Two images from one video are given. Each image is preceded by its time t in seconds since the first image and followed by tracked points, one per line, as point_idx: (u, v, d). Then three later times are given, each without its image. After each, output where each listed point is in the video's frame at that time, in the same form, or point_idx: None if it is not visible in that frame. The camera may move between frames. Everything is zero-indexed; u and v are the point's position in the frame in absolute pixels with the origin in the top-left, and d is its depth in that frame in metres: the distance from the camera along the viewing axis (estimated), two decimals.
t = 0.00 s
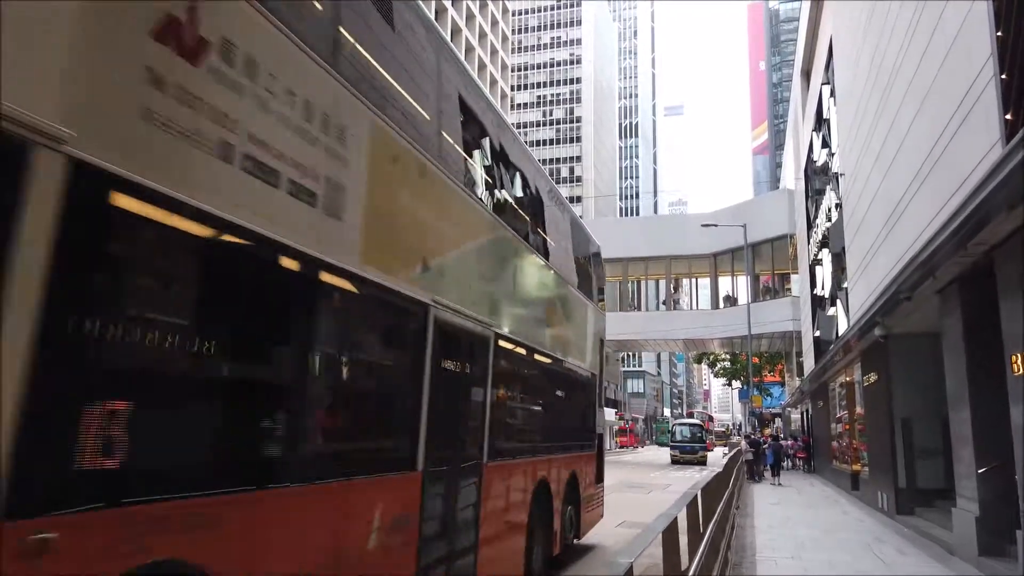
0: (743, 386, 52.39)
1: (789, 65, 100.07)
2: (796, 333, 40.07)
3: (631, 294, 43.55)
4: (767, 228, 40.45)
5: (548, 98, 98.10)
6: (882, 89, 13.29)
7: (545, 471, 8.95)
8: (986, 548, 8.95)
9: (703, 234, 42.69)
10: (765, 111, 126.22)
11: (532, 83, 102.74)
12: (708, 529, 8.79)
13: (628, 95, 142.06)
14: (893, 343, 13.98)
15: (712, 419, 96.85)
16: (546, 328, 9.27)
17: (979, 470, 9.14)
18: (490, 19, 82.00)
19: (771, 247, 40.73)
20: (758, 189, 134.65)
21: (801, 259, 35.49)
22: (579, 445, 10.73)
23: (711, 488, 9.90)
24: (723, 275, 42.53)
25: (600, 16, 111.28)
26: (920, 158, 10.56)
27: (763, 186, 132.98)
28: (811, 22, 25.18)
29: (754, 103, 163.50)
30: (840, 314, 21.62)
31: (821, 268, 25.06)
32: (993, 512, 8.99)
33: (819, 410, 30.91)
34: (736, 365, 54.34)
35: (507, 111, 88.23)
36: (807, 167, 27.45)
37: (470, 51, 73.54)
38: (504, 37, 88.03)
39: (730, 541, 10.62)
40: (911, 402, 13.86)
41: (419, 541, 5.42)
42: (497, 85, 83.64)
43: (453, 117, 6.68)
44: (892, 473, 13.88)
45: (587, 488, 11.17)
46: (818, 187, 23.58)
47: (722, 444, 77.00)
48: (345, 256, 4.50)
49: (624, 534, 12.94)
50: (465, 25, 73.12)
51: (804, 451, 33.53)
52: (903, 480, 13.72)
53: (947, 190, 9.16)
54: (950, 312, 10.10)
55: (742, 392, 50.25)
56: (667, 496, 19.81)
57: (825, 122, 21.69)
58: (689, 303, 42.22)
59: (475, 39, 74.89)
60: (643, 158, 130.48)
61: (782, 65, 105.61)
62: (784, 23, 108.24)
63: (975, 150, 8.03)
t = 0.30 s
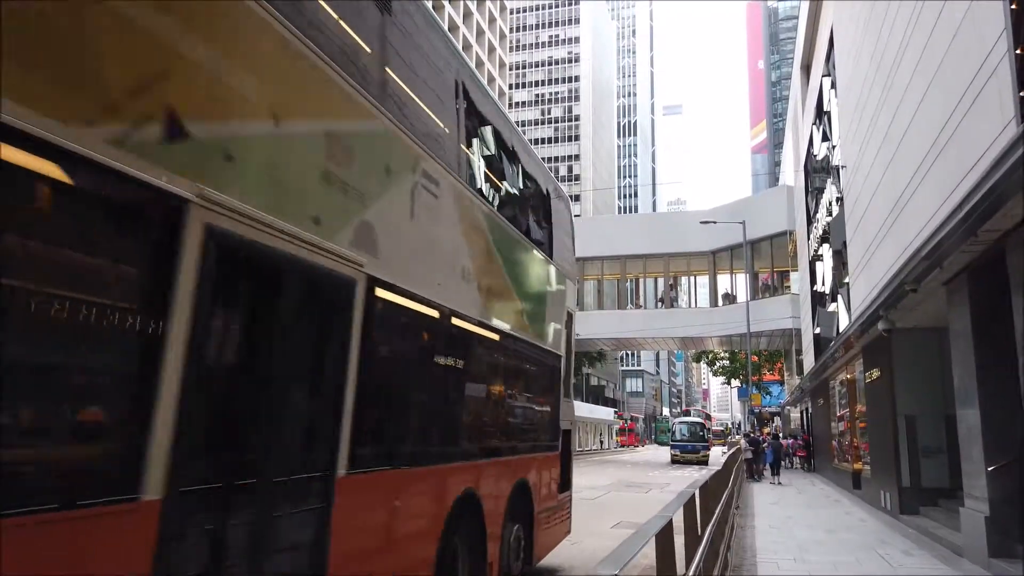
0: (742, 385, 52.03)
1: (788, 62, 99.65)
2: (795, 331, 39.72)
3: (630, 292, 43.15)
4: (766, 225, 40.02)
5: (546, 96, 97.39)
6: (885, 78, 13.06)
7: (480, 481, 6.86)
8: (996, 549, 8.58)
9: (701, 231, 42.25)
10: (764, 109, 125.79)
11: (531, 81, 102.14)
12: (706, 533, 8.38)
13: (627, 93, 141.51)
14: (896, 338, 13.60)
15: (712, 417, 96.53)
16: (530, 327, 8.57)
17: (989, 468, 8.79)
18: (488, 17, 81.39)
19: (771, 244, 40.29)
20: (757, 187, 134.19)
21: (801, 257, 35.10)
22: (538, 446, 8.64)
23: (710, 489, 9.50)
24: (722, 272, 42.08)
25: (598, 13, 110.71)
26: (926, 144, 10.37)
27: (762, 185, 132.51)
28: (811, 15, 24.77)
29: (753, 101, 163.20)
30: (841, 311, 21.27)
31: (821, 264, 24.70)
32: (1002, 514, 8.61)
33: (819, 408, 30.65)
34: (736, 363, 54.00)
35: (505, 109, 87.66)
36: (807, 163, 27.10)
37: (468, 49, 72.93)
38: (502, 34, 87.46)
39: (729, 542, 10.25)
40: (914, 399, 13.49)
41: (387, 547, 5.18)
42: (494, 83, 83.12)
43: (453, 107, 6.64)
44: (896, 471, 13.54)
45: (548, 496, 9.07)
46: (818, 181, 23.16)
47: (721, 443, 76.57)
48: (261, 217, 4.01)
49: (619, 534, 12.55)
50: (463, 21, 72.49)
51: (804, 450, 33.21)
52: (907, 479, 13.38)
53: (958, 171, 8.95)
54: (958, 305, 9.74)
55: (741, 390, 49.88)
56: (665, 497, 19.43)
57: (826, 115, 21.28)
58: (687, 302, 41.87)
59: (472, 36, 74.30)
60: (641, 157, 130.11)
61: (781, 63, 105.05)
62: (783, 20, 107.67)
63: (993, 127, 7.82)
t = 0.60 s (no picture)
0: (740, 385, 51.71)
1: (786, 61, 99.30)
2: (794, 330, 39.40)
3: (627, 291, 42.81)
4: (765, 223, 39.67)
5: (544, 96, 96.87)
6: (886, 68, 12.81)
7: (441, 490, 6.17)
8: (1005, 556, 8.32)
9: (699, 229, 41.88)
10: (762, 108, 125.56)
11: (527, 79, 101.59)
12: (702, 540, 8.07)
13: (624, 93, 141.08)
14: (897, 336, 13.30)
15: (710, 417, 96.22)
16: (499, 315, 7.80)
17: (996, 471, 8.49)
18: (485, 15, 80.92)
19: (769, 242, 39.95)
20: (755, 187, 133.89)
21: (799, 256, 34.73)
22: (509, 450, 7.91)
23: (708, 490, 9.19)
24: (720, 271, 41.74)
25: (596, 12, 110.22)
26: (926, 137, 10.15)
27: (760, 184, 132.23)
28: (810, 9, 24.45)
29: (750, 100, 163.21)
30: (840, 310, 20.96)
31: (820, 262, 24.37)
32: (1009, 518, 8.33)
33: (818, 408, 30.37)
34: (734, 363, 53.71)
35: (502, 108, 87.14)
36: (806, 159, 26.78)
37: (464, 47, 72.43)
38: (498, 33, 86.97)
39: (726, 546, 9.94)
40: (916, 398, 13.20)
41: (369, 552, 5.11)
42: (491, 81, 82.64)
43: (444, 103, 6.59)
44: (897, 472, 13.26)
45: (471, 520, 6.80)
46: (817, 177, 22.83)
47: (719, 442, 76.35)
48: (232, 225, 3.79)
49: (613, 537, 12.25)
50: (459, 19, 71.91)
51: (802, 450, 32.94)
52: (908, 481, 13.10)
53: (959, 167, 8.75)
54: (962, 302, 9.44)
55: (739, 390, 49.57)
56: (661, 498, 19.13)
57: (825, 110, 20.94)
58: (685, 301, 41.55)
59: (469, 34, 73.78)
60: (639, 156, 129.74)
61: (779, 62, 104.72)
62: (781, 19, 107.37)
63: (996, 119, 7.60)
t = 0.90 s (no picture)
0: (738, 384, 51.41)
1: (783, 60, 99.05)
2: (792, 328, 39.10)
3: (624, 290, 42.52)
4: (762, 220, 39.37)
5: (540, 95, 96.47)
6: (896, 43, 12.58)
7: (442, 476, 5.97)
8: (1010, 557, 8.03)
9: (695, 227, 41.55)
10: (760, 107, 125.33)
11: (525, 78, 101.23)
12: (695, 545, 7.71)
13: (622, 92, 140.69)
14: (898, 332, 12.95)
15: (710, 416, 95.96)
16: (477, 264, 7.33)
17: (1000, 471, 8.19)
18: (481, 14, 80.53)
19: (766, 240, 39.64)
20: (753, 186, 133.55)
21: (797, 254, 34.42)
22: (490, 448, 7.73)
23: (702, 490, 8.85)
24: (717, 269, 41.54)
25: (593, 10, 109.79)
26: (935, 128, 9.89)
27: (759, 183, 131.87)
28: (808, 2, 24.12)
29: (747, 100, 162.93)
30: (839, 307, 20.66)
31: (819, 259, 24.10)
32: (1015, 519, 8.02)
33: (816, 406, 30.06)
34: (731, 362, 53.45)
35: (499, 106, 86.72)
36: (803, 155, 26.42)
37: (460, 46, 72.01)
38: (495, 31, 86.54)
39: (723, 549, 9.64)
40: (917, 395, 12.87)
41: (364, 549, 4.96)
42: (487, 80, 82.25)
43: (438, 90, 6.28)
44: (897, 472, 12.95)
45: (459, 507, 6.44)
46: (815, 172, 22.51)
47: (717, 442, 76.11)
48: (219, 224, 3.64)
49: (606, 539, 11.91)
50: (455, 17, 71.53)
51: (801, 449, 32.67)
52: (909, 480, 12.79)
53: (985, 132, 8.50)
54: (966, 294, 9.15)
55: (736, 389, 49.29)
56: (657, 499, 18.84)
57: (824, 103, 20.64)
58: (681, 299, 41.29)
59: (465, 32, 73.34)
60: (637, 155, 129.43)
61: (777, 60, 104.35)
62: (778, 18, 107.03)
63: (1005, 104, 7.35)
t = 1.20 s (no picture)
0: (736, 384, 51.17)
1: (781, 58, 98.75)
2: (791, 327, 38.75)
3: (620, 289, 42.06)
4: (761, 218, 38.98)
5: (538, 93, 96.06)
6: (899, 29, 12.32)
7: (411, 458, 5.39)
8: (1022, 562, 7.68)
9: (693, 224, 41.20)
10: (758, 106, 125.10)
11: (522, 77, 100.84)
12: (690, 551, 7.37)
13: (620, 91, 140.40)
14: (901, 327, 12.59)
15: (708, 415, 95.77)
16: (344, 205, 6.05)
17: (1010, 472, 7.84)
18: (478, 12, 80.12)
19: (765, 238, 39.14)
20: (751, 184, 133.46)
21: (795, 252, 34.11)
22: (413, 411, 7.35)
23: (700, 491, 8.52)
24: (716, 268, 41.05)
25: (590, 9, 109.57)
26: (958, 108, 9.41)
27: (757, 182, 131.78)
28: None
29: (744, 99, 162.93)
30: (839, 303, 20.35)
31: (818, 256, 23.84)
32: None
33: (814, 404, 29.88)
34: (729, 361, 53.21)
35: (496, 105, 86.45)
36: (802, 150, 26.15)
37: (458, 43, 71.45)
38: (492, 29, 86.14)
39: (723, 552, 9.33)
40: (920, 394, 12.52)
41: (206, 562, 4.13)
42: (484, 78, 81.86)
43: None
44: (901, 471, 12.63)
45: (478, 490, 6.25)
46: (814, 167, 22.20)
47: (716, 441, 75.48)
48: None
49: (602, 541, 11.51)
50: (452, 15, 71.11)
51: (800, 449, 32.47)
52: (913, 480, 12.46)
53: (999, 110, 8.20)
54: (975, 286, 8.75)
55: (735, 388, 49.02)
56: (655, 499, 18.59)
57: (822, 97, 20.34)
58: (678, 298, 41.06)
59: (462, 29, 72.84)
60: (634, 154, 129.24)
61: (775, 59, 104.00)
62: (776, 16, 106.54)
63: None
